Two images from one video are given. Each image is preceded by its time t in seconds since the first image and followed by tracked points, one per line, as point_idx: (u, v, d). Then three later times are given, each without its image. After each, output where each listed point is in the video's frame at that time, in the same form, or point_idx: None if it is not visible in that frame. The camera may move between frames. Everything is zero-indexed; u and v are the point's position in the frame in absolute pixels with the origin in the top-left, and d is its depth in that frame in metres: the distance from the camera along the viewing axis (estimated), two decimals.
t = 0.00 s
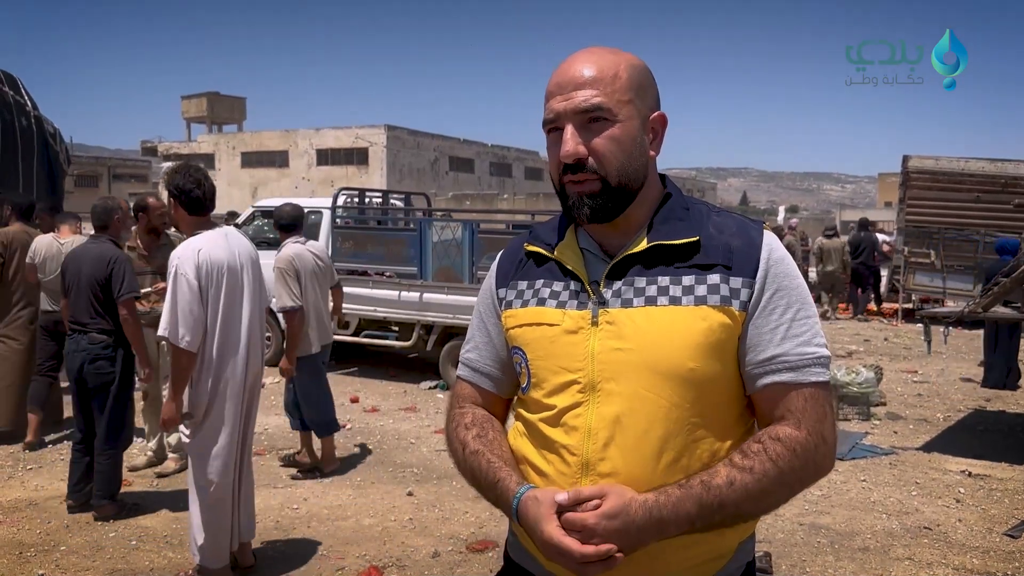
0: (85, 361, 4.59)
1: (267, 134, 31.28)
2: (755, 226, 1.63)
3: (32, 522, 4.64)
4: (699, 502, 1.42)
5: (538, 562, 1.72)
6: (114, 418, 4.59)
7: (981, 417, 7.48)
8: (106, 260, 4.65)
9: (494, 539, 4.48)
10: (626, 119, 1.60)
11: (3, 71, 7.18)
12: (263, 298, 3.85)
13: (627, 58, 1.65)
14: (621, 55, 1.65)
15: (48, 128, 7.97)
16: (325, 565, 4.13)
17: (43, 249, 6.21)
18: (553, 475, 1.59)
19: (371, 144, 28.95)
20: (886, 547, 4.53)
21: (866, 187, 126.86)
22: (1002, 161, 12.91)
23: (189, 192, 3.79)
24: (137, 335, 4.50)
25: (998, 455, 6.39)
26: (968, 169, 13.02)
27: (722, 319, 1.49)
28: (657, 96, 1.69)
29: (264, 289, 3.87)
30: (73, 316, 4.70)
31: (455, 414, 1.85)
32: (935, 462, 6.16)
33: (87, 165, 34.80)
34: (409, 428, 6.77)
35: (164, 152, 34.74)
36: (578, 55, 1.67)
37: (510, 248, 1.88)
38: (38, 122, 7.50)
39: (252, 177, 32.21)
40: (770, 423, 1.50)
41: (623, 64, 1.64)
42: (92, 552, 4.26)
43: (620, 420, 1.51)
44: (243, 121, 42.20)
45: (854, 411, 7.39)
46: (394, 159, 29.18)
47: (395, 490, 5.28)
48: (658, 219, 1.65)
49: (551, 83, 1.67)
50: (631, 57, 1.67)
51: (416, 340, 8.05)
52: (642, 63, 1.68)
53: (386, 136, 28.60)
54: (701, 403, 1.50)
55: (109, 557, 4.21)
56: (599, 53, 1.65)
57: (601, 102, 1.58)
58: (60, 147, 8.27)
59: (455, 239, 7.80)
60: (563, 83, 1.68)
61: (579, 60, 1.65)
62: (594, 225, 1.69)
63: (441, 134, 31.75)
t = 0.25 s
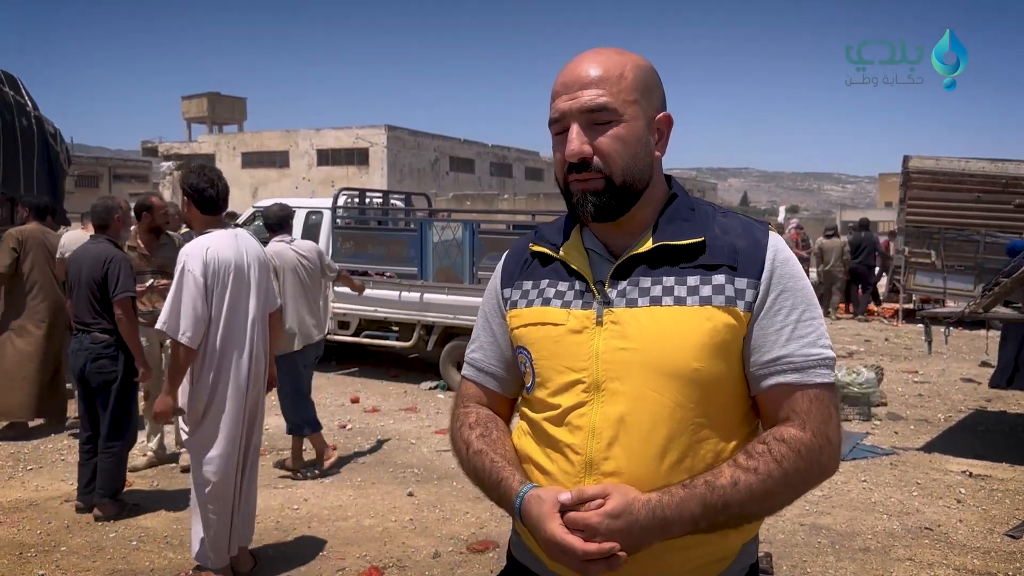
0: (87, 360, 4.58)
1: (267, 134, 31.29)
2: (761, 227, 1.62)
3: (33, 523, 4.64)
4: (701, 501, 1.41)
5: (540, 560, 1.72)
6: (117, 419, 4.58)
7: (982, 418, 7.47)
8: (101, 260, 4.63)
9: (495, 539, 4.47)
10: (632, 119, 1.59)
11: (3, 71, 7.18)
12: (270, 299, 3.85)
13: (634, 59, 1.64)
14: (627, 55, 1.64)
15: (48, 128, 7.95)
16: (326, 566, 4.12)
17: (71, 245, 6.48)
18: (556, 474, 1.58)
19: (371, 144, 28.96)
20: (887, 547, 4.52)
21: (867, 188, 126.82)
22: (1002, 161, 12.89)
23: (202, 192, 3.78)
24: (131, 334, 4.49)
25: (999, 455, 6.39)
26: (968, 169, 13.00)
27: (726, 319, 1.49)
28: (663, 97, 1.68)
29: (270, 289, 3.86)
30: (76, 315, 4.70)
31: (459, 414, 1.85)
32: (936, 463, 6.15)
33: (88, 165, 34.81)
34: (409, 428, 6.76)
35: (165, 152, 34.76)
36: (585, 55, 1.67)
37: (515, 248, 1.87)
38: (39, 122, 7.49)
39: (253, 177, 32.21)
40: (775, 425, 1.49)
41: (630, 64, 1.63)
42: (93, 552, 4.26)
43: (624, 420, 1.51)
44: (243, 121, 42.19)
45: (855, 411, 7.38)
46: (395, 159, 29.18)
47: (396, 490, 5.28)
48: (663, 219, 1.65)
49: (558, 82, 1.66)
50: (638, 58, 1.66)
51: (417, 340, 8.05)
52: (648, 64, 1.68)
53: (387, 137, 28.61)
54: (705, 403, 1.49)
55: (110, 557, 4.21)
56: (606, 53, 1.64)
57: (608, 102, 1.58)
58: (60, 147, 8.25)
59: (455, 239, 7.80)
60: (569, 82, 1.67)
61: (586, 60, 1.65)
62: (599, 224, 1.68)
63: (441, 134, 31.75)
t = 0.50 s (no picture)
0: (87, 360, 4.57)
1: (268, 134, 31.30)
2: (765, 228, 1.61)
3: (33, 523, 4.64)
4: (704, 502, 1.41)
5: (544, 561, 1.71)
6: (116, 418, 4.57)
7: (982, 418, 7.47)
8: (98, 259, 4.63)
9: (495, 540, 4.47)
10: (638, 119, 1.59)
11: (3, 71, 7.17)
12: (279, 303, 3.82)
13: (640, 59, 1.64)
14: (634, 55, 1.64)
15: (48, 128, 7.92)
16: (327, 566, 4.12)
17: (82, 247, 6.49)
18: (560, 475, 1.58)
19: (372, 145, 28.97)
20: (888, 548, 4.52)
21: (867, 188, 126.79)
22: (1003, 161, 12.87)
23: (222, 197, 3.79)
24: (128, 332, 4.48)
25: (999, 455, 6.38)
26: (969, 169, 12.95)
27: (731, 320, 1.48)
28: (670, 98, 1.68)
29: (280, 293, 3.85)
30: (77, 315, 4.70)
31: (463, 414, 1.84)
32: (937, 463, 6.15)
33: (89, 165, 34.82)
34: (410, 428, 6.76)
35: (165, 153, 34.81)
36: (592, 54, 1.66)
37: (518, 249, 1.87)
38: (39, 122, 7.48)
39: (253, 177, 32.22)
40: (779, 426, 1.49)
41: (637, 64, 1.63)
42: (93, 553, 4.26)
43: (628, 421, 1.50)
44: (243, 121, 42.20)
45: (856, 412, 7.38)
46: (395, 159, 29.18)
47: (396, 490, 5.28)
48: (667, 220, 1.64)
49: (564, 81, 1.66)
50: (645, 58, 1.66)
51: (417, 340, 8.05)
52: (655, 64, 1.67)
53: (387, 137, 28.62)
54: (709, 404, 1.49)
55: (110, 557, 4.21)
56: (613, 52, 1.64)
57: (614, 101, 1.58)
58: (60, 147, 8.23)
59: (456, 239, 7.79)
60: (576, 81, 1.67)
61: (592, 59, 1.65)
62: (603, 224, 1.68)
63: (441, 135, 31.76)
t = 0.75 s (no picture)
0: (86, 360, 4.58)
1: (268, 134, 31.30)
2: (768, 229, 1.62)
3: (33, 523, 4.64)
4: (709, 501, 1.41)
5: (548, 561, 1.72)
6: (115, 417, 4.57)
7: (983, 419, 7.46)
8: (94, 258, 4.63)
9: (495, 540, 4.47)
10: (645, 120, 1.59)
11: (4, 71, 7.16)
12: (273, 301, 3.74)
13: (647, 59, 1.64)
14: (641, 56, 1.64)
15: (49, 128, 7.90)
16: (327, 566, 4.13)
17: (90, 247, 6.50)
18: (564, 475, 1.58)
19: (372, 145, 28.96)
20: (888, 548, 4.52)
21: (868, 187, 126.76)
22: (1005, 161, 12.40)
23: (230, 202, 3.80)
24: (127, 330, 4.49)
25: (1000, 456, 6.37)
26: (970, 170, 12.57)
27: (734, 320, 1.49)
28: (675, 99, 1.68)
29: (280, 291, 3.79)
30: (76, 316, 4.71)
31: (465, 414, 1.84)
32: (937, 463, 6.15)
33: (89, 165, 34.81)
34: (410, 428, 6.76)
35: (166, 153, 34.83)
36: (598, 54, 1.66)
37: (521, 249, 1.87)
38: (40, 123, 7.48)
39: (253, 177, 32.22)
40: (781, 426, 1.49)
41: (644, 65, 1.63)
42: (94, 553, 4.26)
43: (632, 420, 1.50)
44: (244, 122, 42.19)
45: (856, 412, 7.37)
46: (396, 159, 29.17)
47: (397, 491, 5.28)
48: (672, 220, 1.65)
49: (571, 80, 1.66)
50: (651, 58, 1.66)
51: (418, 340, 8.05)
52: (661, 66, 1.67)
53: (388, 137, 28.62)
54: (713, 404, 1.49)
55: (111, 557, 4.21)
56: (620, 53, 1.64)
57: (623, 102, 1.58)
58: (61, 148, 8.22)
59: (456, 239, 7.79)
60: (582, 81, 1.67)
61: (599, 59, 1.64)
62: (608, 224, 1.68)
63: (442, 135, 31.75)
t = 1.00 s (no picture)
0: (84, 360, 4.58)
1: (269, 134, 31.31)
2: (770, 230, 1.62)
3: (33, 523, 4.64)
4: (718, 501, 1.40)
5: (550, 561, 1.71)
6: (112, 417, 4.56)
7: (983, 419, 7.46)
8: (92, 258, 4.64)
9: (495, 540, 4.47)
10: (651, 119, 1.59)
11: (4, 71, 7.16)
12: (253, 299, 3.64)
13: (651, 60, 1.65)
14: (645, 57, 1.65)
15: (49, 127, 7.89)
16: (328, 566, 4.13)
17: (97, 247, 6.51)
18: (565, 472, 1.58)
19: (372, 145, 28.96)
20: (889, 549, 4.52)
21: (869, 187, 126.72)
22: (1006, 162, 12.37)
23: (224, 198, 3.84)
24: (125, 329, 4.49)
25: (1000, 456, 6.38)
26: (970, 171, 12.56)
27: (737, 318, 1.49)
28: (678, 99, 1.69)
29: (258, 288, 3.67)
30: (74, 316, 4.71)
31: (466, 412, 1.85)
32: (937, 464, 6.15)
33: (90, 165, 34.81)
34: (410, 429, 6.76)
35: (166, 153, 34.84)
36: (603, 55, 1.66)
37: (522, 249, 1.87)
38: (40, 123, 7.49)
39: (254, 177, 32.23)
40: (785, 424, 1.50)
41: (648, 66, 1.63)
42: (94, 553, 4.26)
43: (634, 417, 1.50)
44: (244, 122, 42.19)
45: (856, 412, 7.38)
46: (396, 159, 29.16)
47: (397, 491, 5.28)
48: (675, 220, 1.65)
49: (576, 80, 1.66)
50: (655, 60, 1.66)
51: (418, 340, 8.06)
52: (664, 67, 1.68)
53: (388, 137, 28.62)
54: (716, 402, 1.49)
55: (111, 557, 4.21)
56: (624, 54, 1.64)
57: (628, 101, 1.58)
58: (61, 147, 8.21)
59: (457, 239, 7.79)
60: (587, 81, 1.67)
61: (603, 60, 1.65)
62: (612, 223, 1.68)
63: (442, 135, 31.75)
